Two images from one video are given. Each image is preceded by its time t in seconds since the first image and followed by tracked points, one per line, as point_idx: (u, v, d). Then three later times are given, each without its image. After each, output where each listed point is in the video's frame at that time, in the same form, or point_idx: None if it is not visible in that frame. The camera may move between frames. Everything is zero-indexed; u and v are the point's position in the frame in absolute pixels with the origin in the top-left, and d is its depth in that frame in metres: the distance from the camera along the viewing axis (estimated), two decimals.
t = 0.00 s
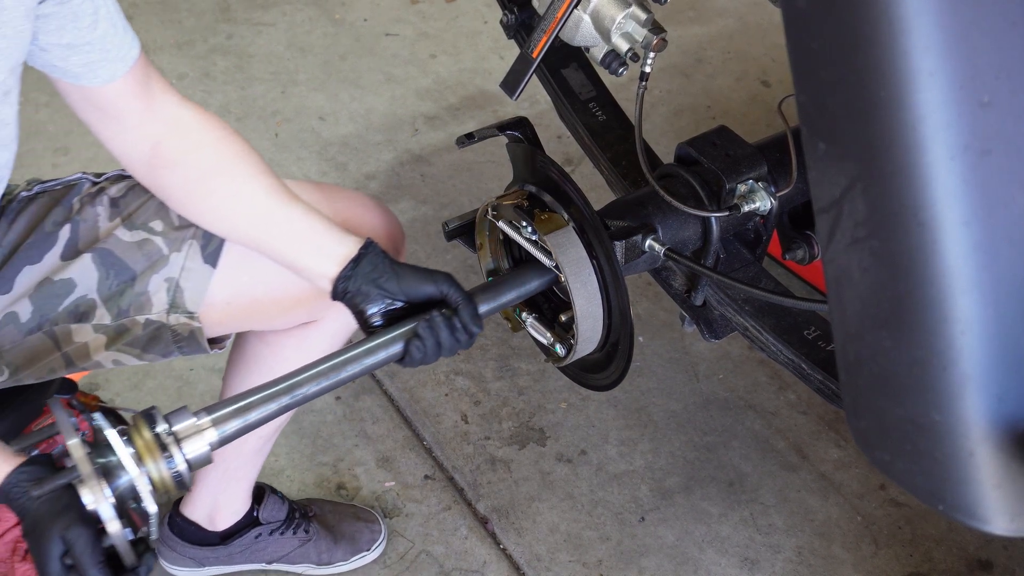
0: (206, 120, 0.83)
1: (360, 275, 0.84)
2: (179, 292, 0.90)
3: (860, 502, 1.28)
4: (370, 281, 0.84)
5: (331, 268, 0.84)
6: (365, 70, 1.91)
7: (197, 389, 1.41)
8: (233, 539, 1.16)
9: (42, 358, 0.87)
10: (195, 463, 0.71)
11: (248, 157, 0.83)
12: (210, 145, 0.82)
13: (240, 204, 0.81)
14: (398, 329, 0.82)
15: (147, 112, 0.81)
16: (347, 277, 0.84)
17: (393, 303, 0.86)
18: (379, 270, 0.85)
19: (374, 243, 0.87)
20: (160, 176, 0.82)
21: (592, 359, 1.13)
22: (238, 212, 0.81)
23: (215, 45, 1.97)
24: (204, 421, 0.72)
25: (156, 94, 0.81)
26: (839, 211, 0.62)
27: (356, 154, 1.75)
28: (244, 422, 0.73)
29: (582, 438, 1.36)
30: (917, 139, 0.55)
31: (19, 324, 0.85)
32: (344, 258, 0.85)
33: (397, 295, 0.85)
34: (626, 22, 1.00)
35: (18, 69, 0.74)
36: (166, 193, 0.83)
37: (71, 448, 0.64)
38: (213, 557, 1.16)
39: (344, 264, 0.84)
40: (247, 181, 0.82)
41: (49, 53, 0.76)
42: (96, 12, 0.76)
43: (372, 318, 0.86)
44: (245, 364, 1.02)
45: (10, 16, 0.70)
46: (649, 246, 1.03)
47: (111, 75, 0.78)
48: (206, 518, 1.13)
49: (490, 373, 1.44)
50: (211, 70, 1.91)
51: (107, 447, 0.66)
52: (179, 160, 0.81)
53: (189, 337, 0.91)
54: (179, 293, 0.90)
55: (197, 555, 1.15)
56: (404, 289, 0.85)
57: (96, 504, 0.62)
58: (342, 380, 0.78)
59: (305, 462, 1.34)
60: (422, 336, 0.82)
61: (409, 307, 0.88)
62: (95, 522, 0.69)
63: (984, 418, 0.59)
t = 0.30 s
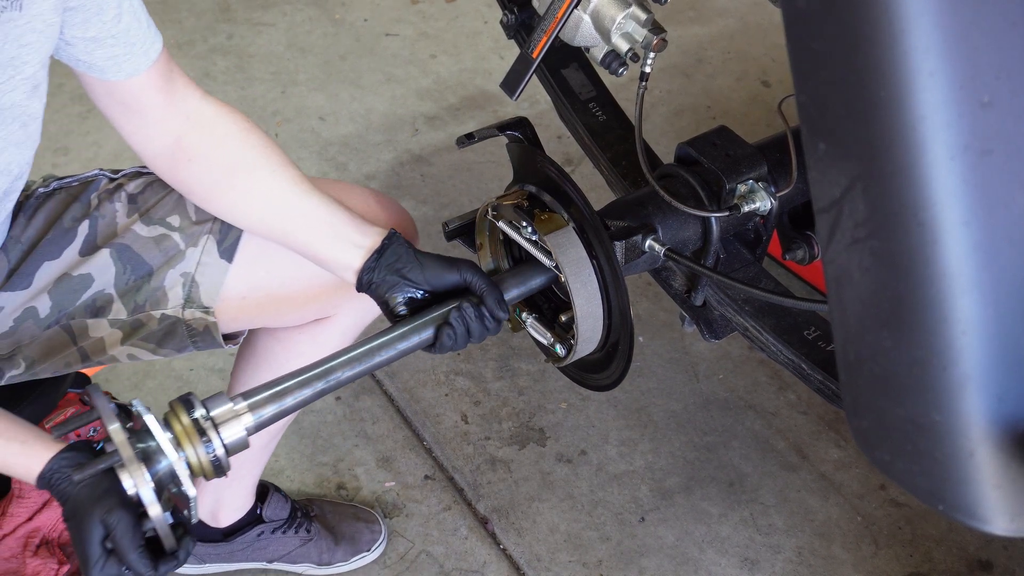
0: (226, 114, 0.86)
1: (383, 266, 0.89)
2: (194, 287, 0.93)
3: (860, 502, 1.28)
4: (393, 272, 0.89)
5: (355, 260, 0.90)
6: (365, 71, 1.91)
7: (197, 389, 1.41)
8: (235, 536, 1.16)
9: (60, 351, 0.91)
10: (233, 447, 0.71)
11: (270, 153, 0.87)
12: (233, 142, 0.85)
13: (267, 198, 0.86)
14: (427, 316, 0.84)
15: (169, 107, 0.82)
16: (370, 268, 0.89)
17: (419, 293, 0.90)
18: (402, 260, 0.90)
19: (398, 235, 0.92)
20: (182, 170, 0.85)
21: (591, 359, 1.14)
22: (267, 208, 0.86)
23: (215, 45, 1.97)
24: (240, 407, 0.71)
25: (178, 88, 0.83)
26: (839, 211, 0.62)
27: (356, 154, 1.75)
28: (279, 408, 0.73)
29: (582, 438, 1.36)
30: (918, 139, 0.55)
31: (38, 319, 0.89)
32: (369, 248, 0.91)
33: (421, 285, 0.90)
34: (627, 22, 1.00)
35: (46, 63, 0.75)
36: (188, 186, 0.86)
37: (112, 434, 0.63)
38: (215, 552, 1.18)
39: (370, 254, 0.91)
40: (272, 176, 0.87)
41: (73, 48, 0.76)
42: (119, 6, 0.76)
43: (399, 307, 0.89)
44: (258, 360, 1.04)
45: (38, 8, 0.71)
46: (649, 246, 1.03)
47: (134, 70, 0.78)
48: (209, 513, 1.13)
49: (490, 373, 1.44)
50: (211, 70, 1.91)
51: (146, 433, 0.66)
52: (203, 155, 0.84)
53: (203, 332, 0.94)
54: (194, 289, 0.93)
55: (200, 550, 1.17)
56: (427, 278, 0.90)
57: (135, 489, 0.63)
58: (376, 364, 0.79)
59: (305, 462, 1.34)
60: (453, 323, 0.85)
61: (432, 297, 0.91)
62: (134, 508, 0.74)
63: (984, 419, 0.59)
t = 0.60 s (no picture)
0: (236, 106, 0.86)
1: (396, 264, 0.90)
2: (203, 283, 0.94)
3: (860, 502, 1.28)
4: (407, 269, 0.90)
5: (369, 257, 0.91)
6: (365, 71, 1.91)
7: (197, 389, 1.41)
8: (238, 538, 1.15)
9: (68, 348, 0.91)
10: (262, 435, 0.75)
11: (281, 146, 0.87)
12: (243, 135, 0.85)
13: (280, 193, 0.87)
14: (442, 312, 0.86)
15: (177, 101, 0.82)
16: (384, 265, 0.90)
17: (431, 290, 0.91)
18: (415, 257, 0.90)
19: (410, 231, 0.93)
20: (194, 164, 0.85)
21: (591, 359, 1.13)
22: (279, 203, 0.87)
23: (215, 45, 1.97)
24: (270, 396, 0.75)
25: (186, 82, 0.83)
26: (839, 211, 0.62)
27: (356, 154, 1.75)
28: (309, 396, 0.77)
29: (582, 438, 1.36)
30: (918, 139, 0.55)
31: (47, 315, 0.89)
32: (382, 245, 0.92)
33: (433, 282, 0.90)
34: (627, 22, 1.00)
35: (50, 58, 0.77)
36: (200, 181, 0.86)
37: (146, 422, 0.66)
38: (216, 555, 1.16)
39: (382, 251, 0.91)
40: (282, 170, 0.87)
41: (79, 40, 0.77)
42: None
43: (410, 304, 0.90)
44: (265, 359, 1.04)
45: (40, 3, 0.72)
46: (649, 246, 1.03)
47: (139, 63, 0.79)
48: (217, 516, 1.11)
49: (490, 373, 1.44)
50: (211, 70, 1.91)
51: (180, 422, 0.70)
52: (212, 149, 0.85)
53: (212, 329, 0.95)
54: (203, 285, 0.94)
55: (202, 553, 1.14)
56: (440, 275, 0.90)
57: (168, 475, 0.66)
58: (402, 353, 0.82)
59: (305, 462, 1.34)
60: (466, 321, 0.86)
61: (445, 293, 0.92)
62: (167, 494, 0.75)
63: (984, 418, 0.59)
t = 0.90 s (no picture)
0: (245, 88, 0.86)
1: (410, 261, 0.93)
2: (188, 266, 0.94)
3: (860, 502, 1.28)
4: (419, 267, 0.93)
5: (385, 253, 0.93)
6: (365, 71, 1.91)
7: (197, 389, 1.41)
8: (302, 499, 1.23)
9: (63, 343, 0.94)
10: (272, 426, 0.80)
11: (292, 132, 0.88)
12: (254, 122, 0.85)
13: (295, 177, 0.87)
14: (449, 311, 0.91)
15: (188, 86, 0.82)
16: (398, 263, 0.92)
17: (442, 288, 0.95)
18: (427, 256, 0.93)
19: (424, 228, 0.95)
20: (206, 147, 0.85)
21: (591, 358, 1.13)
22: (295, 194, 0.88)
23: (216, 45, 1.97)
24: (279, 388, 0.80)
25: (190, 65, 0.82)
26: (839, 211, 0.62)
27: (356, 154, 1.75)
28: (316, 389, 0.82)
29: (582, 438, 1.36)
30: (918, 139, 0.55)
31: (37, 307, 0.90)
32: (396, 244, 0.94)
33: (446, 281, 0.94)
34: (627, 22, 1.00)
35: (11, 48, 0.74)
36: (212, 164, 0.86)
37: (156, 410, 0.73)
38: (286, 518, 1.24)
39: (397, 249, 0.93)
40: (295, 152, 0.87)
41: (55, 30, 0.75)
42: None
43: (421, 300, 0.95)
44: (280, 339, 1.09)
45: None
46: (650, 246, 1.03)
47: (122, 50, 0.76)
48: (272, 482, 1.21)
49: (491, 373, 1.44)
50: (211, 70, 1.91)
51: (190, 412, 0.78)
52: (224, 131, 0.84)
53: (203, 312, 0.97)
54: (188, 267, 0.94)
55: (273, 518, 1.23)
56: (452, 275, 0.94)
57: (176, 462, 0.72)
58: (410, 349, 0.87)
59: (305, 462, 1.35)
60: (474, 321, 0.90)
61: (456, 292, 0.96)
62: (175, 482, 0.82)
63: (984, 418, 0.59)
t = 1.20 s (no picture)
0: (250, 95, 0.85)
1: (421, 259, 0.94)
2: (199, 266, 0.96)
3: (860, 502, 1.28)
4: (430, 264, 0.94)
5: (393, 253, 0.95)
6: (365, 71, 1.91)
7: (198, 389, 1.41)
8: (306, 492, 1.22)
9: (73, 345, 0.93)
10: (287, 422, 0.81)
11: (298, 138, 0.88)
12: (262, 129, 0.85)
13: (304, 194, 0.88)
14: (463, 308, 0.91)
15: (196, 96, 0.82)
16: (409, 262, 0.94)
17: (455, 284, 0.95)
18: (438, 253, 0.94)
19: (433, 226, 0.96)
20: (215, 156, 0.85)
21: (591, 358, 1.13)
22: (302, 200, 0.89)
23: (216, 45, 1.97)
24: (295, 384, 0.82)
25: (200, 75, 0.81)
26: (839, 211, 0.62)
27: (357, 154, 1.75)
28: (331, 385, 0.83)
29: (582, 438, 1.36)
30: (918, 139, 0.55)
31: (50, 313, 0.90)
32: (405, 242, 0.95)
33: (459, 277, 0.95)
34: (627, 22, 1.00)
35: (47, 68, 0.75)
36: (222, 172, 0.87)
37: (175, 406, 0.74)
38: (291, 510, 1.22)
39: (406, 247, 0.95)
40: (305, 168, 0.88)
41: (79, 43, 0.74)
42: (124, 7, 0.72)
43: (433, 297, 0.95)
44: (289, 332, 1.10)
45: (35, 16, 0.70)
46: (650, 246, 1.03)
47: (144, 63, 0.76)
48: (276, 479, 1.20)
49: (491, 373, 1.44)
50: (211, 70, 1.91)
51: (207, 408, 0.78)
52: (235, 143, 0.85)
53: (213, 310, 0.98)
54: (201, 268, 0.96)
55: (276, 514, 1.22)
56: (463, 271, 0.95)
57: (194, 458, 0.73)
58: (424, 346, 0.88)
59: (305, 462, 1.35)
60: (489, 319, 0.91)
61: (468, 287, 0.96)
62: (194, 479, 0.80)
63: (983, 418, 0.59)
